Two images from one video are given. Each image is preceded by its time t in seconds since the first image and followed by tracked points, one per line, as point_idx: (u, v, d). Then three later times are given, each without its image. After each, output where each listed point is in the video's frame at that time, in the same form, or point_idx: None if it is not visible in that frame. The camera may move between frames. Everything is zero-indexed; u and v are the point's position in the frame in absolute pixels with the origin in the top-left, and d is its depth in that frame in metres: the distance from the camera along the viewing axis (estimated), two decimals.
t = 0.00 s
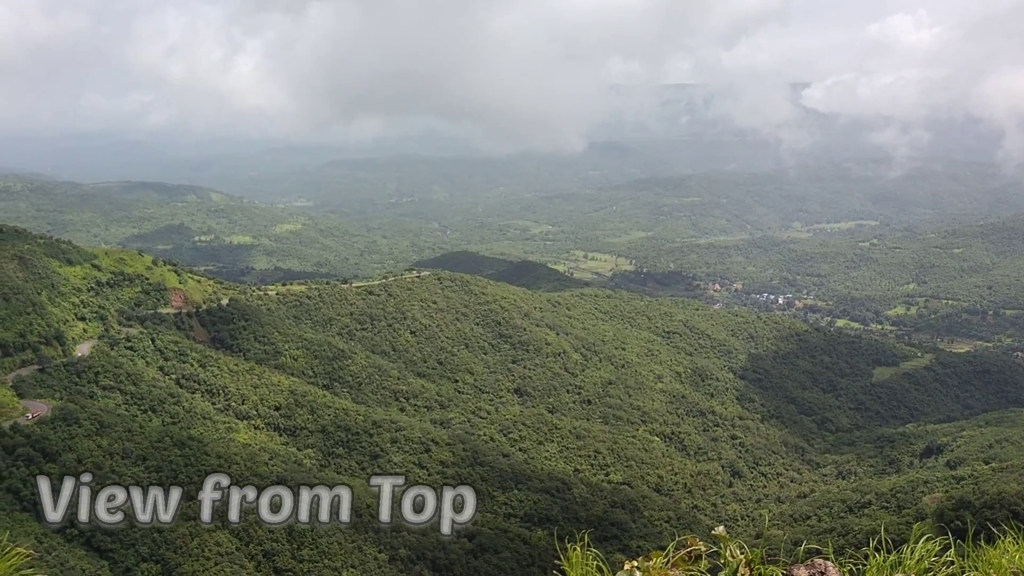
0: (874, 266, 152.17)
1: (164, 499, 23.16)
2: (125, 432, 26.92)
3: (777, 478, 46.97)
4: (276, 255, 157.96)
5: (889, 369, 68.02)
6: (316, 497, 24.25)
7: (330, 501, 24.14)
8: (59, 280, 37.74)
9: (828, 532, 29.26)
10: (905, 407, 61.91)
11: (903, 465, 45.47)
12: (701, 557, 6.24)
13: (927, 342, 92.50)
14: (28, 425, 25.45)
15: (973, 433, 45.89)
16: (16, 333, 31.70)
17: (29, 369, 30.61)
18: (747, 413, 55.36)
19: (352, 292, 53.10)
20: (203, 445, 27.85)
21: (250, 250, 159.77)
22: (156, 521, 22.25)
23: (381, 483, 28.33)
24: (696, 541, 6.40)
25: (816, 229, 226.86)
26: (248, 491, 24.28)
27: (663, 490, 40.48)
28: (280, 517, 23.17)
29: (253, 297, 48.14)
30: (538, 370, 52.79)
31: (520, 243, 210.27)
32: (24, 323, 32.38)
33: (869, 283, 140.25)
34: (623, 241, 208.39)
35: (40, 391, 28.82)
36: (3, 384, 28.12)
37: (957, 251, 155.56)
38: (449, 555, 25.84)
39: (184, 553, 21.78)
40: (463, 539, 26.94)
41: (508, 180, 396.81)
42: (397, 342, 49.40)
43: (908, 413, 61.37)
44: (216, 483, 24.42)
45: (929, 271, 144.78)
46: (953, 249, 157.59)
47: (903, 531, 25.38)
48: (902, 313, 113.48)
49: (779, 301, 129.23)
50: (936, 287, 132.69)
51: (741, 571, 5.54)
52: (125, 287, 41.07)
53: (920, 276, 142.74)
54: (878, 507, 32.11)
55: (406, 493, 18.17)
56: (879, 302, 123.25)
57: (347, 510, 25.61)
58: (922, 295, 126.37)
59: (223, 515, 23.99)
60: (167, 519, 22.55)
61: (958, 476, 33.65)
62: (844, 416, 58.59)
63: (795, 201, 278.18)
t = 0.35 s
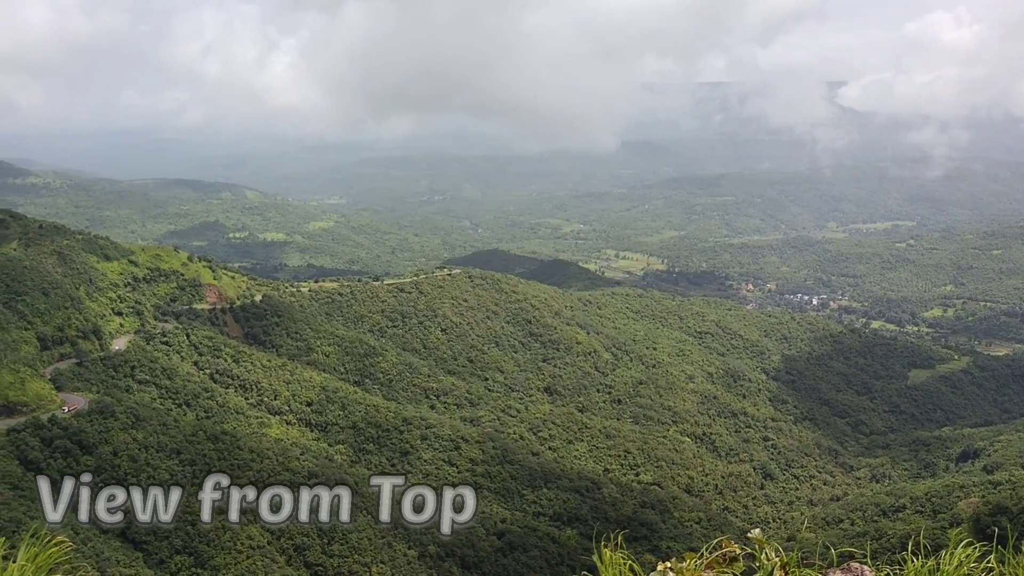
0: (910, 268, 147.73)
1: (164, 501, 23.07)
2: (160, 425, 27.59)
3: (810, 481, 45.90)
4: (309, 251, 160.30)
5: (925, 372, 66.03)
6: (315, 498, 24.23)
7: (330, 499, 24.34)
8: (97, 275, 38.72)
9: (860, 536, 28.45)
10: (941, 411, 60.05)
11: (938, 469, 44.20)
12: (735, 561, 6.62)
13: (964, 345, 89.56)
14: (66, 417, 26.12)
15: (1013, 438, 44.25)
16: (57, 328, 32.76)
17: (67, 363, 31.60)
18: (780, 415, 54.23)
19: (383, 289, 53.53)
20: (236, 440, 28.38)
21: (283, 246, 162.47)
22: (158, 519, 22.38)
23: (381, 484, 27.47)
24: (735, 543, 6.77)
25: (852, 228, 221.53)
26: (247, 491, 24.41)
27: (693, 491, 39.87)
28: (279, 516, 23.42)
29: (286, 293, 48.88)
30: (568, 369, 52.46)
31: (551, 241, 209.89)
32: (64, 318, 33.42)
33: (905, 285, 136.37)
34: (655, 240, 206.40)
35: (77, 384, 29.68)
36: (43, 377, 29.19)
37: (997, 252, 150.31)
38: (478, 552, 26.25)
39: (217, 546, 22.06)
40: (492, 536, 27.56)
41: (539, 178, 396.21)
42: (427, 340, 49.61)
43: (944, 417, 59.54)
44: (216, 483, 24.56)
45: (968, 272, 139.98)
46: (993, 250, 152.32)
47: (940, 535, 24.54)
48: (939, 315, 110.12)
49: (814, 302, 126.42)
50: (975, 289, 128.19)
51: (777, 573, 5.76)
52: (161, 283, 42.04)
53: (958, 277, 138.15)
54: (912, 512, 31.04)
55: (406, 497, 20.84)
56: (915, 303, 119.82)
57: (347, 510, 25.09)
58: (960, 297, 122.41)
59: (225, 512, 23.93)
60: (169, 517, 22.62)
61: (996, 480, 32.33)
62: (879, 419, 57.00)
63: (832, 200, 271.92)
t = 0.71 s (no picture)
0: (950, 269, 143.22)
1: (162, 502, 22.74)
2: (194, 420, 28.24)
3: (845, 485, 44.89)
4: (341, 250, 162.52)
5: (962, 375, 64.16)
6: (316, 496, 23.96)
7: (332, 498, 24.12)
8: (134, 272, 39.67)
9: (895, 542, 27.64)
10: (978, 415, 58.31)
11: (977, 474, 42.78)
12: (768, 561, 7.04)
13: (1004, 349, 86.69)
14: (103, 411, 26.82)
15: None
16: (95, 324, 33.74)
17: (105, 359, 32.58)
18: (814, 418, 53.05)
19: (414, 287, 53.95)
20: (267, 436, 28.87)
21: (316, 245, 164.99)
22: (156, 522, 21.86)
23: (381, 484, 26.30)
24: (764, 546, 7.16)
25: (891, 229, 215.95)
26: (248, 491, 24.00)
27: (725, 493, 39.26)
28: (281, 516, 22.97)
29: (318, 291, 49.58)
30: (599, 369, 52.28)
31: (583, 241, 209.16)
32: (102, 315, 34.39)
33: (944, 287, 132.26)
34: (687, 239, 204.09)
35: (114, 379, 30.56)
36: (82, 372, 30.22)
37: None
38: (507, 552, 26.52)
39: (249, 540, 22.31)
40: (521, 536, 27.95)
41: (570, 177, 394.87)
42: (458, 339, 49.94)
43: (983, 421, 57.78)
44: (216, 483, 24.29)
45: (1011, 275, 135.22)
46: None
47: (978, 540, 23.71)
48: (978, 317, 106.81)
49: (849, 304, 123.62)
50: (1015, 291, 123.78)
51: None
52: (196, 280, 42.99)
53: (998, 280, 133.47)
54: (948, 518, 29.98)
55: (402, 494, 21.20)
56: (953, 305, 116.41)
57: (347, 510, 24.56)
58: (1000, 299, 118.49)
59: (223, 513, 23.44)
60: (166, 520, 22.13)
61: None
62: (915, 423, 55.53)
63: (871, 198, 265.00)
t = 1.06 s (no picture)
0: (985, 272, 141.01)
1: (161, 503, 22.29)
2: (226, 416, 28.47)
3: (875, 489, 44.54)
4: (370, 249, 163.26)
5: (998, 381, 63.26)
6: (319, 498, 23.85)
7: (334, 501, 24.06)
8: (167, 271, 40.14)
9: (928, 548, 27.41)
10: (1015, 420, 57.39)
11: (1012, 480, 41.94)
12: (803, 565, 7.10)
13: None
14: (136, 407, 26.99)
15: None
16: (130, 321, 34.09)
17: (139, 355, 32.85)
18: (846, 421, 52.58)
19: (443, 287, 54.21)
20: (299, 434, 28.90)
21: (345, 244, 165.98)
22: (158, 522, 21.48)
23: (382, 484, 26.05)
24: (801, 552, 7.30)
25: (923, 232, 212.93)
26: (247, 490, 23.72)
27: (755, 497, 39.04)
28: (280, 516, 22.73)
29: (349, 290, 49.91)
30: (628, 370, 52.16)
31: (614, 241, 209.91)
32: (136, 312, 34.73)
33: (979, 290, 130.33)
34: (719, 239, 203.80)
35: (147, 375, 30.64)
36: (116, 368, 30.45)
37: None
38: (535, 552, 26.43)
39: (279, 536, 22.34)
40: (549, 537, 28.01)
41: (592, 178, 394.51)
42: (487, 339, 50.07)
43: (1019, 426, 56.90)
44: (216, 483, 23.96)
45: None
46: None
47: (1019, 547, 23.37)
48: (1017, 322, 105.15)
49: (882, 307, 122.31)
50: None
51: None
52: (227, 279, 43.07)
53: None
54: (982, 524, 29.51)
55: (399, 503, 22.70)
56: (991, 310, 114.73)
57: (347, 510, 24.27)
58: None
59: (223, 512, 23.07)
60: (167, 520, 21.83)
61: None
62: (948, 427, 54.84)
63: (900, 202, 261.89)
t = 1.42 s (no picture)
0: (1019, 274, 138.37)
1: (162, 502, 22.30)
2: (253, 415, 28.89)
3: (905, 493, 44.04)
4: (397, 249, 164.13)
5: None
6: (319, 497, 24.28)
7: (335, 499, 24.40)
8: (197, 268, 40.55)
9: (959, 554, 27.12)
10: None
11: None
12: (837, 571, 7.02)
13: None
14: (166, 406, 27.30)
15: None
16: (160, 319, 34.48)
17: (168, 353, 33.16)
18: (875, 424, 52.13)
19: (469, 287, 54.72)
20: (325, 433, 29.15)
21: (373, 244, 167.22)
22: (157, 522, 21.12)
23: (382, 483, 25.90)
24: (830, 556, 7.36)
25: (956, 233, 209.33)
26: (248, 491, 23.97)
27: (783, 500, 38.87)
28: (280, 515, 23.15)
29: (376, 290, 50.50)
30: (654, 371, 52.13)
31: (643, 241, 209.80)
32: (167, 309, 35.15)
33: (1013, 292, 128.03)
34: (749, 240, 203.11)
35: (177, 373, 31.11)
36: (146, 365, 30.82)
37: None
38: (559, 553, 26.56)
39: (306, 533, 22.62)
40: (575, 538, 28.08)
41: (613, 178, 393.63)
42: (512, 339, 50.53)
43: None
44: (215, 483, 24.10)
45: None
46: None
47: None
48: None
49: (912, 309, 120.87)
50: None
51: None
52: (256, 279, 43.45)
53: None
54: (1017, 530, 28.88)
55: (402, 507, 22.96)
56: None
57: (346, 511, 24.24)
58: None
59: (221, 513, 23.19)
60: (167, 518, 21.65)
61: None
62: (980, 432, 53.99)
63: (932, 204, 256.95)
